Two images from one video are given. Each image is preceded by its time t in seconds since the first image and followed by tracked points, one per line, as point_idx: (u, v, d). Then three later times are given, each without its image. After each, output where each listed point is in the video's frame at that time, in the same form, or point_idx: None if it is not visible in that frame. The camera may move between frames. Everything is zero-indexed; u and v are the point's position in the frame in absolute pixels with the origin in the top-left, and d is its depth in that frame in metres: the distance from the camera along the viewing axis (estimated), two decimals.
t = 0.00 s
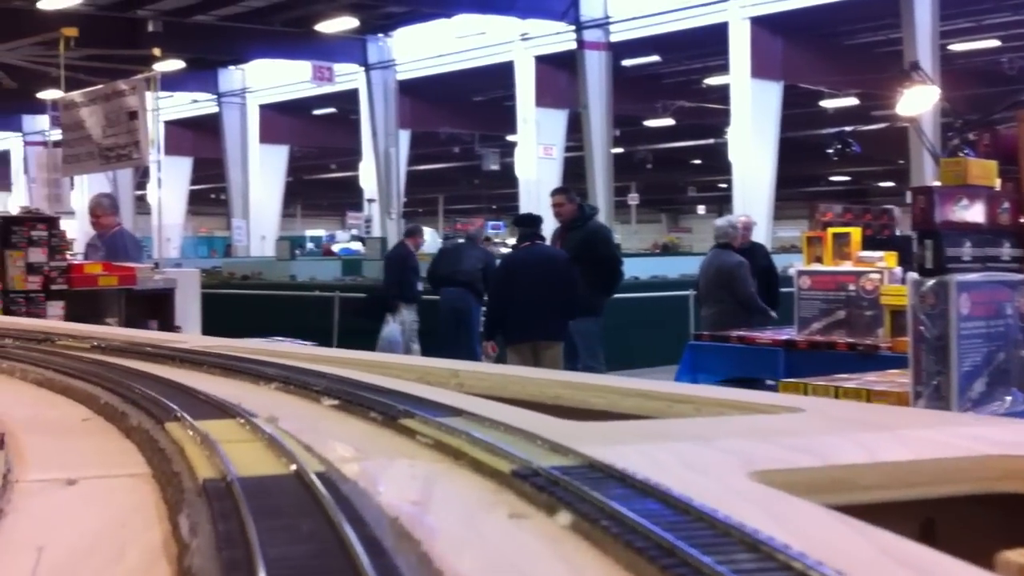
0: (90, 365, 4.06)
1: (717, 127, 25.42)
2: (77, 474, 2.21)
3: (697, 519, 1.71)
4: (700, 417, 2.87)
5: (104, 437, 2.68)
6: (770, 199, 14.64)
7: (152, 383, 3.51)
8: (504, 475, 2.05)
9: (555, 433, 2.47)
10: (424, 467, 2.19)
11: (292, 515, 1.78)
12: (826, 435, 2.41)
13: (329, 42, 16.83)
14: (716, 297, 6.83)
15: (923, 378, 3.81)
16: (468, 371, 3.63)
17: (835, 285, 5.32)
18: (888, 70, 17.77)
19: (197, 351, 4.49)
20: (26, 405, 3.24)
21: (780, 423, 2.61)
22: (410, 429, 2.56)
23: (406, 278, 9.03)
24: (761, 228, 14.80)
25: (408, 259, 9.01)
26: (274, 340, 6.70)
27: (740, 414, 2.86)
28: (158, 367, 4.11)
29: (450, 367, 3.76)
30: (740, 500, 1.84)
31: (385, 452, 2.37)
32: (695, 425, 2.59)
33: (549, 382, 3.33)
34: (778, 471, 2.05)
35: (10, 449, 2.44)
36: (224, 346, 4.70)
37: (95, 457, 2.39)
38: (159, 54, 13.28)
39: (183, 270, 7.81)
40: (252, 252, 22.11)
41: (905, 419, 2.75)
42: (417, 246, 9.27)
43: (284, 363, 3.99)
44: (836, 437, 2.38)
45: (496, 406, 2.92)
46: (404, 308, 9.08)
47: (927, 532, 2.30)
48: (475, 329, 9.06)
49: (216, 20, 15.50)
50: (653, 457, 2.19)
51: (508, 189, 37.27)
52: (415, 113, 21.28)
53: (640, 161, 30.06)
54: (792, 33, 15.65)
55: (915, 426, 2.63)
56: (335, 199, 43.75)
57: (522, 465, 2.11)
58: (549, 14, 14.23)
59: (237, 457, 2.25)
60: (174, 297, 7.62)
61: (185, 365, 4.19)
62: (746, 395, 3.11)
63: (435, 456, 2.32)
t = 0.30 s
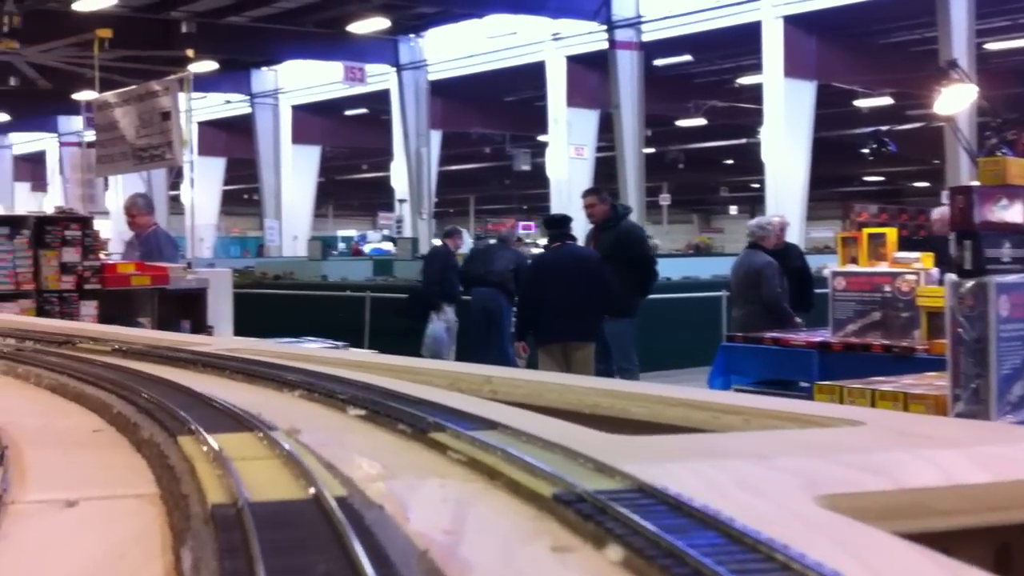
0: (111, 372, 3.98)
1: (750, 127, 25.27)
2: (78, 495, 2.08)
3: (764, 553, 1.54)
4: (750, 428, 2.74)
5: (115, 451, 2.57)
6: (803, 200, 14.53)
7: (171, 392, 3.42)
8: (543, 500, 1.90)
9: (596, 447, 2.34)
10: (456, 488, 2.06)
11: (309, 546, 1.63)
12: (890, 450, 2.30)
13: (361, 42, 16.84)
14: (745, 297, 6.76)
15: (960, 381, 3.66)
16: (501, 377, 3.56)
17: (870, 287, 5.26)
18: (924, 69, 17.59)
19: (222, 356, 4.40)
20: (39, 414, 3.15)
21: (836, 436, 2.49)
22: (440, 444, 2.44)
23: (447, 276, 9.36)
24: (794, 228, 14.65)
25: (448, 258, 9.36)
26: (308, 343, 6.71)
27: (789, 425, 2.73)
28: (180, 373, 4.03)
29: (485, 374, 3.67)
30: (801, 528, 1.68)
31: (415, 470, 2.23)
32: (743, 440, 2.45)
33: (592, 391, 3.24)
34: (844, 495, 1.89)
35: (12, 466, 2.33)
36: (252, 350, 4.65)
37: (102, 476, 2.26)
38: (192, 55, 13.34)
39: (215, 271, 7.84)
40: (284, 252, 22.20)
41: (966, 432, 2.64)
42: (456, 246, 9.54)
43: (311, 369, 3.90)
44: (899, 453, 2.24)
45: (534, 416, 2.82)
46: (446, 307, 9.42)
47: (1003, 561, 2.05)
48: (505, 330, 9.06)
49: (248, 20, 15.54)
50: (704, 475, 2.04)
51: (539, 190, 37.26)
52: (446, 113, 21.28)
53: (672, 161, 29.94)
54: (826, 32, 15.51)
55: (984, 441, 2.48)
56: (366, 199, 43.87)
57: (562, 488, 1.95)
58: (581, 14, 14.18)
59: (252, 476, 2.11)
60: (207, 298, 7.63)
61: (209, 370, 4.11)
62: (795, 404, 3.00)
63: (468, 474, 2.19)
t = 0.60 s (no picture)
0: (129, 379, 3.93)
1: (784, 127, 25.11)
2: (75, 519, 2.00)
3: None
4: (804, 443, 2.68)
5: (125, 468, 2.49)
6: (837, 200, 14.43)
7: (189, 403, 3.35)
8: (586, 532, 1.81)
9: (643, 466, 2.27)
10: (492, 514, 1.97)
11: None
12: (957, 470, 2.24)
13: (392, 43, 16.91)
14: (779, 298, 6.67)
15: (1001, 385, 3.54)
16: (537, 385, 3.53)
17: (908, 288, 5.17)
18: (959, 68, 17.40)
19: (249, 361, 4.37)
20: (50, 424, 3.09)
21: (902, 453, 2.44)
22: (475, 463, 2.37)
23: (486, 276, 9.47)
24: (829, 229, 14.54)
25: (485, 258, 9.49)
26: (340, 344, 6.74)
27: (847, 440, 2.65)
28: (202, 381, 3.98)
29: (521, 381, 3.62)
30: (875, 566, 1.60)
31: (447, 492, 2.15)
32: (797, 458, 2.38)
33: (634, 401, 3.21)
34: (925, 527, 1.83)
35: (10, 486, 2.25)
36: (279, 355, 4.61)
37: (107, 497, 2.18)
38: (226, 57, 13.41)
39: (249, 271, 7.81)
40: (317, 252, 22.29)
41: None
42: (489, 248, 9.73)
43: (338, 377, 3.85)
44: (973, 475, 2.20)
45: (573, 430, 2.76)
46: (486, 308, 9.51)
47: None
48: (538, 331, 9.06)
49: (282, 22, 15.59)
50: (768, 502, 1.96)
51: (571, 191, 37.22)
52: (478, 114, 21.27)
53: (705, 162, 29.81)
54: (860, 31, 15.37)
55: None
56: (399, 200, 44.00)
57: (613, 518, 1.86)
58: (612, 14, 14.18)
59: (263, 500, 2.02)
60: (239, 297, 7.65)
61: (233, 378, 4.06)
62: (846, 416, 2.94)
63: (504, 497, 2.12)
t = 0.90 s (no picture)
0: (149, 387, 3.85)
1: (818, 127, 24.92)
2: (72, 550, 1.88)
3: None
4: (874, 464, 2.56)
5: (135, 487, 2.39)
6: (873, 200, 14.30)
7: (208, 414, 3.27)
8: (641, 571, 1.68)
9: (693, 488, 2.18)
10: (533, 546, 1.85)
11: None
12: None
13: (425, 44, 16.96)
14: (813, 299, 6.59)
15: None
16: (574, 393, 3.49)
17: (945, 290, 5.07)
18: (997, 67, 17.20)
19: (273, 367, 4.31)
20: (62, 437, 3.00)
21: (976, 473, 2.34)
22: (513, 485, 2.27)
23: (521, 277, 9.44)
24: (865, 230, 14.43)
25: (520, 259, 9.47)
26: (370, 346, 6.77)
27: (913, 458, 2.55)
28: (225, 389, 3.90)
29: (559, 390, 3.56)
30: None
31: (481, 517, 2.05)
32: (862, 478, 2.30)
33: (677, 411, 3.15)
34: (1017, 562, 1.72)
35: (8, 508, 2.14)
36: (308, 361, 4.55)
37: (111, 523, 2.08)
38: (260, 58, 13.47)
39: (281, 271, 7.84)
40: (350, 253, 22.38)
41: None
42: (522, 247, 9.63)
43: (366, 384, 3.77)
44: None
45: (615, 445, 2.68)
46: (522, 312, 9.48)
47: None
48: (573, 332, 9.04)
49: (316, 24, 15.64)
50: (840, 531, 1.85)
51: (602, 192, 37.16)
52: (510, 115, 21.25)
53: (738, 162, 29.66)
54: (896, 30, 15.22)
55: None
56: (430, 201, 44.12)
57: (672, 557, 1.72)
58: (645, 13, 14.14)
59: (277, 527, 1.92)
60: (272, 297, 7.66)
61: (257, 386, 3.99)
62: (906, 429, 2.85)
63: (547, 524, 2.00)
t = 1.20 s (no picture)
0: (169, 395, 3.72)
1: (853, 126, 24.71)
2: None
3: None
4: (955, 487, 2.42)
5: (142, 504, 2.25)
6: (909, 199, 14.16)
7: (227, 426, 3.12)
8: None
9: (759, 517, 2.04)
10: None
11: None
12: None
13: (457, 44, 16.98)
14: (850, 300, 6.52)
15: None
16: (615, 402, 3.35)
17: (983, 290, 4.89)
18: None
19: (295, 372, 4.19)
20: (70, 445, 2.86)
21: None
22: (555, 509, 2.13)
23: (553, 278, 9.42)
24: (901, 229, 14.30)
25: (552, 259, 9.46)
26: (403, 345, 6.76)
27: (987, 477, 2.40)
28: (248, 396, 3.77)
29: (601, 398, 3.42)
30: None
31: (521, 547, 1.90)
32: (939, 506, 2.17)
33: (727, 421, 2.99)
34: None
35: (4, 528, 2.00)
36: (337, 368, 4.43)
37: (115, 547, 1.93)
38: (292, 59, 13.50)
39: (314, 271, 7.89)
40: (382, 253, 22.39)
41: None
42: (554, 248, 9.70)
43: (396, 392, 3.63)
44: None
45: (663, 464, 2.54)
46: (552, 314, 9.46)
47: None
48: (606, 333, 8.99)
49: (348, 24, 15.65)
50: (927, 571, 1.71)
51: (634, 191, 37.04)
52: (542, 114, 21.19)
53: (771, 161, 29.47)
54: (932, 28, 15.04)
55: None
56: (462, 201, 44.23)
57: None
58: (677, 12, 14.15)
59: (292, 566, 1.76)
60: (305, 297, 7.69)
61: (282, 393, 3.85)
62: (970, 443, 2.72)
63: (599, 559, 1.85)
